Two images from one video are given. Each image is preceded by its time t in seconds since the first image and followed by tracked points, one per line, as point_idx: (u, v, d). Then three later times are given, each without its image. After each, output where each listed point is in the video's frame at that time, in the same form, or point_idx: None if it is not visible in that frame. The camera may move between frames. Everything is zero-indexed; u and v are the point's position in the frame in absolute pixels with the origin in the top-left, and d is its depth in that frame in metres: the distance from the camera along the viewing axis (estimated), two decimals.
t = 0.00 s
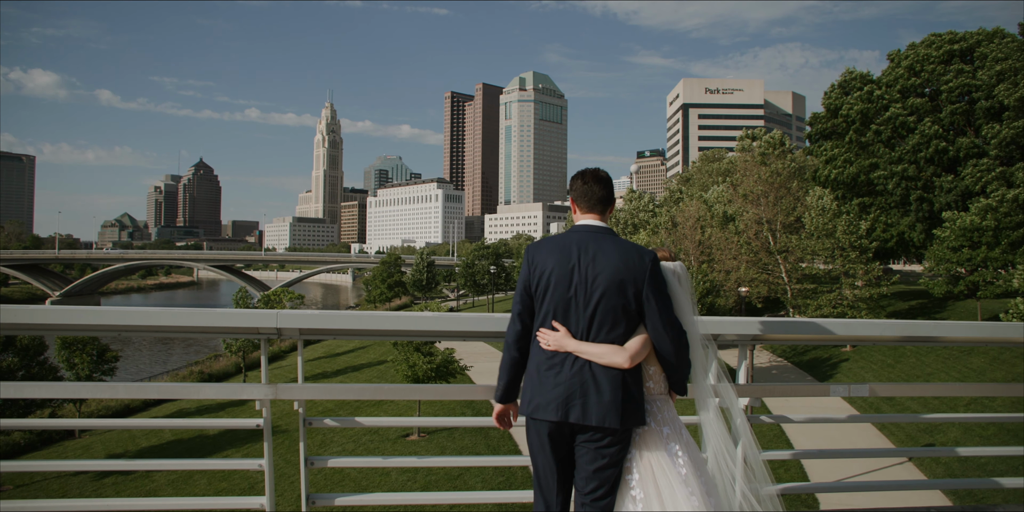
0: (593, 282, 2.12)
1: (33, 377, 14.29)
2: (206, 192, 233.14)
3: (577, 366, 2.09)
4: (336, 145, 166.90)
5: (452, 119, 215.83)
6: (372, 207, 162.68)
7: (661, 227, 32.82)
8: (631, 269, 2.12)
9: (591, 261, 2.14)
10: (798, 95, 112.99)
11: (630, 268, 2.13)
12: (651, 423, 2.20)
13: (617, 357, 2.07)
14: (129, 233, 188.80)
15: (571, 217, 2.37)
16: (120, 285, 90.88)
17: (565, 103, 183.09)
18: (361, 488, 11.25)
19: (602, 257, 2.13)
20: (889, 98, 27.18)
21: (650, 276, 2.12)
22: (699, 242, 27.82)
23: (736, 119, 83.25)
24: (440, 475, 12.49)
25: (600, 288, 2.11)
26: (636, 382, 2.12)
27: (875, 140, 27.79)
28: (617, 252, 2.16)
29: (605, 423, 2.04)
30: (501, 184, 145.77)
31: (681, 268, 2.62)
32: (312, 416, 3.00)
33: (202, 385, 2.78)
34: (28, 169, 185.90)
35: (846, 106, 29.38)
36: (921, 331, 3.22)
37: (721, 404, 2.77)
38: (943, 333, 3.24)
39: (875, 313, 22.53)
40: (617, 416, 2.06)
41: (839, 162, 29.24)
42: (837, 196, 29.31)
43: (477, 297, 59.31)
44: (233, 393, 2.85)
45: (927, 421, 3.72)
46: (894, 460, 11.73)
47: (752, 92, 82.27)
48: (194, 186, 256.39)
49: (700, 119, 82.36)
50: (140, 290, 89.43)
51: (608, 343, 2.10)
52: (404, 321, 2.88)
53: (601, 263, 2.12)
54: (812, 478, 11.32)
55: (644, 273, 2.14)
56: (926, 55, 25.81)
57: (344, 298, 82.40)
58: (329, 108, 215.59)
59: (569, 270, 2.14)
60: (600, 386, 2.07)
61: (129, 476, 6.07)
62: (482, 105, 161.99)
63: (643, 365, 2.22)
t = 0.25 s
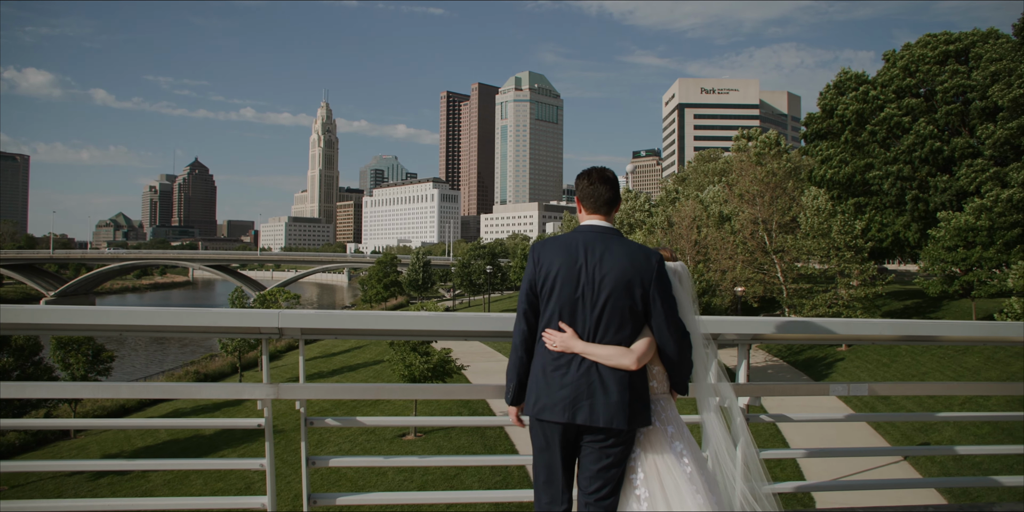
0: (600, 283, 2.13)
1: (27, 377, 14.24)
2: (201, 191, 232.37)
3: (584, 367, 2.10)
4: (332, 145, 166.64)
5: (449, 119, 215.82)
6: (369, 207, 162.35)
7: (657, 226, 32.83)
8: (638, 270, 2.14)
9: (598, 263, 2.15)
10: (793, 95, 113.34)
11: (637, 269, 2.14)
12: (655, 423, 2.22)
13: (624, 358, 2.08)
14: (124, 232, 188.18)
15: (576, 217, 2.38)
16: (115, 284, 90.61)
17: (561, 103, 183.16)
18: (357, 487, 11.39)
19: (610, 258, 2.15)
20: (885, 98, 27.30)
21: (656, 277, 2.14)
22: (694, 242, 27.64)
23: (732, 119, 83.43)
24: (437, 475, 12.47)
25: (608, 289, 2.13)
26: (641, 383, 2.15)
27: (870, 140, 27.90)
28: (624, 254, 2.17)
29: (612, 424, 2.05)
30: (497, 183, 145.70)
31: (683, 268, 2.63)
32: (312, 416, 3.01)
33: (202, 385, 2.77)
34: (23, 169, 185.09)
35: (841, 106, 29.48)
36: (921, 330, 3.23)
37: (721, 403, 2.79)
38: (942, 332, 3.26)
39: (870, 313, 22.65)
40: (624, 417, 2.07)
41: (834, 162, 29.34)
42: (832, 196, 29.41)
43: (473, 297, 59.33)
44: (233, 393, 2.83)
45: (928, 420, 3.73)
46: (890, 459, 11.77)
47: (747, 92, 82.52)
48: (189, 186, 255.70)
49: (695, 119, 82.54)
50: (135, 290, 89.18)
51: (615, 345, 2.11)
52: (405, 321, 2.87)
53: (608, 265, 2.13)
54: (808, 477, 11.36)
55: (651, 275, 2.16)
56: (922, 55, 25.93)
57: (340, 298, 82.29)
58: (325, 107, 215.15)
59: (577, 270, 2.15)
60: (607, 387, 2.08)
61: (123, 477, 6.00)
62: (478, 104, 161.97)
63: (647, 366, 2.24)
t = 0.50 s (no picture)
0: (607, 282, 2.15)
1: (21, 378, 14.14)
2: (197, 190, 231.65)
3: (590, 367, 2.11)
4: (328, 144, 166.22)
5: (445, 119, 215.85)
6: (365, 206, 162.05)
7: (653, 226, 32.69)
8: (644, 270, 2.17)
9: (604, 263, 2.16)
10: (788, 95, 113.62)
11: (643, 269, 2.17)
12: (659, 421, 2.23)
13: (630, 358, 2.10)
14: (119, 231, 187.31)
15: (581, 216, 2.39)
16: (110, 284, 90.30)
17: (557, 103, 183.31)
18: (353, 486, 11.39)
19: (615, 257, 2.17)
20: (880, 97, 27.41)
21: (661, 277, 2.17)
22: (691, 241, 27.24)
23: (728, 119, 83.62)
24: (434, 474, 12.45)
25: (613, 288, 2.14)
26: (647, 382, 2.17)
27: (865, 140, 28.00)
28: (630, 254, 2.19)
29: (618, 423, 2.07)
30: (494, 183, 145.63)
31: (685, 268, 2.65)
32: (314, 415, 3.02)
33: (203, 384, 2.77)
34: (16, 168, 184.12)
35: (837, 106, 29.59)
36: (918, 328, 3.26)
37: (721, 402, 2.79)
38: (941, 331, 3.29)
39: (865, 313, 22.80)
40: (629, 415, 2.09)
41: (830, 161, 29.41)
42: (827, 195, 29.48)
43: (469, 297, 59.29)
44: (233, 392, 2.82)
45: (924, 418, 3.77)
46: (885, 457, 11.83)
47: (743, 92, 82.66)
48: (185, 186, 255.07)
49: (691, 119, 82.71)
50: (129, 289, 88.98)
51: (621, 345, 2.13)
52: (406, 320, 2.87)
53: (614, 264, 2.15)
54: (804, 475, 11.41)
55: (656, 274, 2.18)
56: (918, 55, 26.07)
57: (335, 297, 82.13)
58: (320, 107, 214.78)
59: (582, 269, 2.17)
60: (612, 387, 2.10)
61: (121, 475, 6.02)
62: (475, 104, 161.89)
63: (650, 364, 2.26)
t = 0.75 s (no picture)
0: (609, 280, 2.16)
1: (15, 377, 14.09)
2: (192, 190, 230.80)
3: (592, 366, 2.11)
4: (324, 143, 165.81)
5: (441, 118, 215.62)
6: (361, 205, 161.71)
7: (650, 225, 32.67)
8: (646, 269, 2.17)
9: (607, 262, 2.17)
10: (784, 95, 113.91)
11: (646, 268, 2.18)
12: (662, 419, 2.24)
13: (633, 357, 2.11)
14: (114, 230, 186.63)
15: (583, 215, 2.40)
16: (105, 283, 90.05)
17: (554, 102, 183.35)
18: (350, 485, 11.36)
19: (617, 256, 2.18)
20: (875, 97, 27.52)
21: (664, 276, 2.17)
22: (687, 240, 27.18)
23: (724, 118, 83.84)
24: (430, 473, 12.30)
25: (616, 287, 2.15)
26: (650, 381, 2.18)
27: (861, 139, 28.11)
28: (633, 253, 2.19)
29: (620, 422, 2.08)
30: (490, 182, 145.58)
31: (686, 266, 2.66)
32: (314, 414, 3.03)
33: (205, 383, 2.77)
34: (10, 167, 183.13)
35: (832, 105, 29.66)
36: (915, 327, 3.27)
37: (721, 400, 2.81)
38: (940, 329, 3.30)
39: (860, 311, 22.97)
40: (632, 414, 2.10)
41: (826, 160, 29.50)
42: (823, 195, 29.57)
43: (466, 296, 59.29)
44: (235, 391, 2.83)
45: (924, 416, 3.78)
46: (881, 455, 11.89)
47: (739, 91, 82.86)
48: (180, 185, 254.22)
49: (687, 118, 82.86)
50: (125, 288, 88.81)
51: (624, 344, 2.14)
52: (406, 318, 2.86)
53: (616, 263, 2.16)
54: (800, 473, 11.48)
55: (658, 273, 2.19)
56: (913, 55, 26.19)
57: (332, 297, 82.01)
58: (316, 105, 214.32)
59: (585, 268, 2.17)
60: (615, 386, 2.11)
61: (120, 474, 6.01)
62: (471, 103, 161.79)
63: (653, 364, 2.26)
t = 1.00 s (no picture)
0: (611, 279, 2.16)
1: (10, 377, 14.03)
2: (188, 189, 229.85)
3: (593, 365, 2.12)
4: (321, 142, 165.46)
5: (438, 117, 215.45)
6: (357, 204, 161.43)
7: (646, 224, 32.73)
8: (646, 268, 2.18)
9: (608, 260, 2.17)
10: (779, 94, 114.22)
11: (646, 267, 2.18)
12: (664, 417, 2.25)
13: (635, 356, 2.11)
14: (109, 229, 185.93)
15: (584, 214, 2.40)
16: (101, 283, 89.78)
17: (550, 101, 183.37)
18: (347, 484, 11.33)
19: (619, 255, 2.18)
20: (871, 97, 27.60)
21: (664, 275, 2.18)
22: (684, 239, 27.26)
23: (720, 117, 83.95)
24: (428, 472, 12.29)
25: (617, 286, 2.15)
26: (652, 380, 2.19)
27: (856, 139, 28.20)
28: (633, 251, 2.20)
29: (621, 420, 2.08)
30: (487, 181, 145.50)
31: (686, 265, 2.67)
32: (315, 411, 3.02)
33: (206, 381, 2.76)
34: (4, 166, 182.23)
35: (828, 105, 29.74)
36: (913, 325, 3.29)
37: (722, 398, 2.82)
38: (938, 327, 3.31)
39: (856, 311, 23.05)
40: (634, 413, 2.10)
41: (821, 160, 29.58)
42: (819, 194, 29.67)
43: (462, 295, 59.27)
44: (236, 389, 2.83)
45: (922, 414, 3.79)
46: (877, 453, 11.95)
47: (735, 91, 83.03)
48: (176, 184, 253.47)
49: (683, 117, 83.00)
50: (120, 287, 88.57)
51: (625, 342, 2.15)
52: (406, 317, 2.84)
53: (618, 262, 2.16)
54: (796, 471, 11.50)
55: (659, 272, 2.20)
56: (909, 54, 26.29)
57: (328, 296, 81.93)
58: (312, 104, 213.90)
59: (586, 267, 2.18)
60: (616, 385, 2.11)
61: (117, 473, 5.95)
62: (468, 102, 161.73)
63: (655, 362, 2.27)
